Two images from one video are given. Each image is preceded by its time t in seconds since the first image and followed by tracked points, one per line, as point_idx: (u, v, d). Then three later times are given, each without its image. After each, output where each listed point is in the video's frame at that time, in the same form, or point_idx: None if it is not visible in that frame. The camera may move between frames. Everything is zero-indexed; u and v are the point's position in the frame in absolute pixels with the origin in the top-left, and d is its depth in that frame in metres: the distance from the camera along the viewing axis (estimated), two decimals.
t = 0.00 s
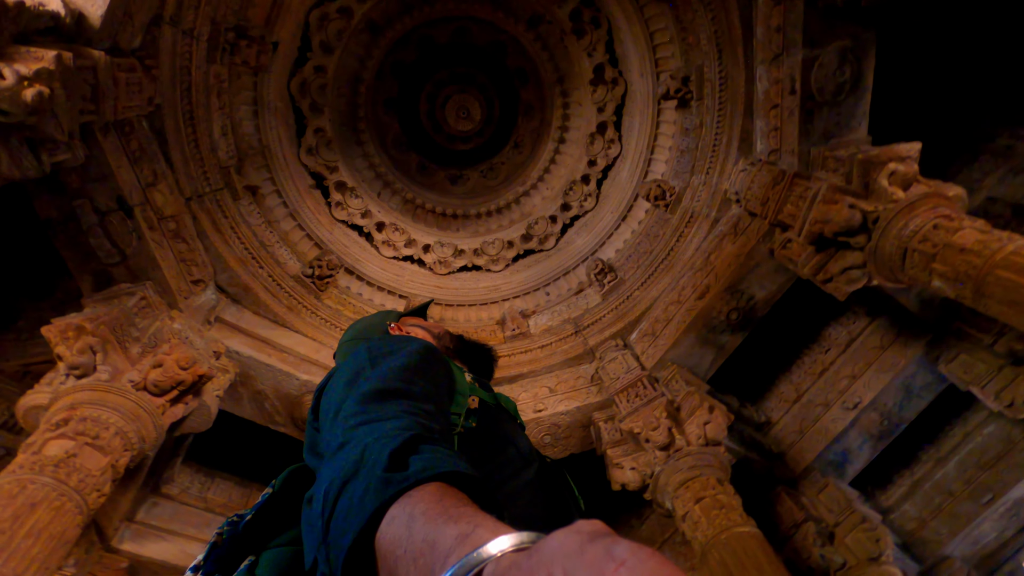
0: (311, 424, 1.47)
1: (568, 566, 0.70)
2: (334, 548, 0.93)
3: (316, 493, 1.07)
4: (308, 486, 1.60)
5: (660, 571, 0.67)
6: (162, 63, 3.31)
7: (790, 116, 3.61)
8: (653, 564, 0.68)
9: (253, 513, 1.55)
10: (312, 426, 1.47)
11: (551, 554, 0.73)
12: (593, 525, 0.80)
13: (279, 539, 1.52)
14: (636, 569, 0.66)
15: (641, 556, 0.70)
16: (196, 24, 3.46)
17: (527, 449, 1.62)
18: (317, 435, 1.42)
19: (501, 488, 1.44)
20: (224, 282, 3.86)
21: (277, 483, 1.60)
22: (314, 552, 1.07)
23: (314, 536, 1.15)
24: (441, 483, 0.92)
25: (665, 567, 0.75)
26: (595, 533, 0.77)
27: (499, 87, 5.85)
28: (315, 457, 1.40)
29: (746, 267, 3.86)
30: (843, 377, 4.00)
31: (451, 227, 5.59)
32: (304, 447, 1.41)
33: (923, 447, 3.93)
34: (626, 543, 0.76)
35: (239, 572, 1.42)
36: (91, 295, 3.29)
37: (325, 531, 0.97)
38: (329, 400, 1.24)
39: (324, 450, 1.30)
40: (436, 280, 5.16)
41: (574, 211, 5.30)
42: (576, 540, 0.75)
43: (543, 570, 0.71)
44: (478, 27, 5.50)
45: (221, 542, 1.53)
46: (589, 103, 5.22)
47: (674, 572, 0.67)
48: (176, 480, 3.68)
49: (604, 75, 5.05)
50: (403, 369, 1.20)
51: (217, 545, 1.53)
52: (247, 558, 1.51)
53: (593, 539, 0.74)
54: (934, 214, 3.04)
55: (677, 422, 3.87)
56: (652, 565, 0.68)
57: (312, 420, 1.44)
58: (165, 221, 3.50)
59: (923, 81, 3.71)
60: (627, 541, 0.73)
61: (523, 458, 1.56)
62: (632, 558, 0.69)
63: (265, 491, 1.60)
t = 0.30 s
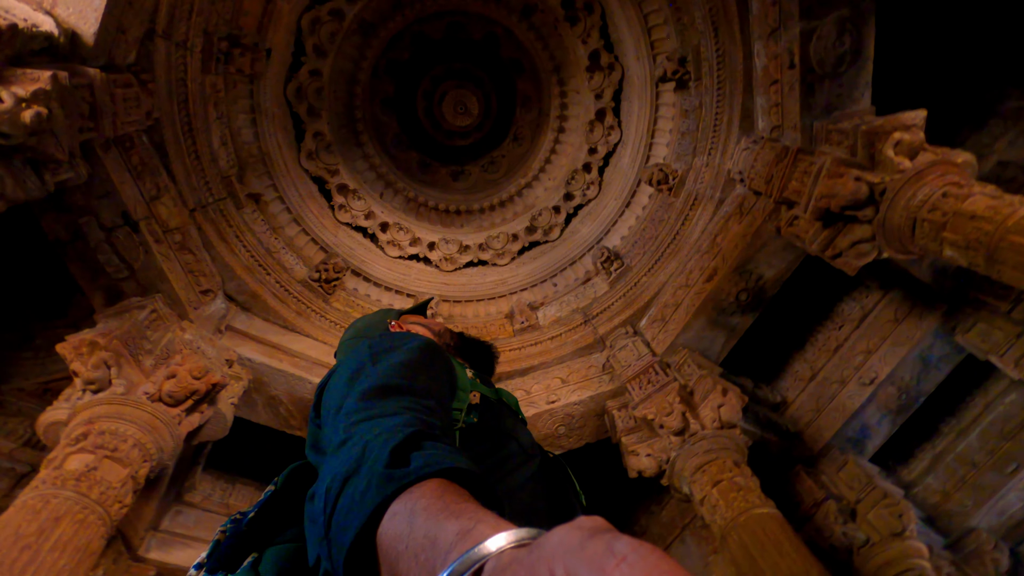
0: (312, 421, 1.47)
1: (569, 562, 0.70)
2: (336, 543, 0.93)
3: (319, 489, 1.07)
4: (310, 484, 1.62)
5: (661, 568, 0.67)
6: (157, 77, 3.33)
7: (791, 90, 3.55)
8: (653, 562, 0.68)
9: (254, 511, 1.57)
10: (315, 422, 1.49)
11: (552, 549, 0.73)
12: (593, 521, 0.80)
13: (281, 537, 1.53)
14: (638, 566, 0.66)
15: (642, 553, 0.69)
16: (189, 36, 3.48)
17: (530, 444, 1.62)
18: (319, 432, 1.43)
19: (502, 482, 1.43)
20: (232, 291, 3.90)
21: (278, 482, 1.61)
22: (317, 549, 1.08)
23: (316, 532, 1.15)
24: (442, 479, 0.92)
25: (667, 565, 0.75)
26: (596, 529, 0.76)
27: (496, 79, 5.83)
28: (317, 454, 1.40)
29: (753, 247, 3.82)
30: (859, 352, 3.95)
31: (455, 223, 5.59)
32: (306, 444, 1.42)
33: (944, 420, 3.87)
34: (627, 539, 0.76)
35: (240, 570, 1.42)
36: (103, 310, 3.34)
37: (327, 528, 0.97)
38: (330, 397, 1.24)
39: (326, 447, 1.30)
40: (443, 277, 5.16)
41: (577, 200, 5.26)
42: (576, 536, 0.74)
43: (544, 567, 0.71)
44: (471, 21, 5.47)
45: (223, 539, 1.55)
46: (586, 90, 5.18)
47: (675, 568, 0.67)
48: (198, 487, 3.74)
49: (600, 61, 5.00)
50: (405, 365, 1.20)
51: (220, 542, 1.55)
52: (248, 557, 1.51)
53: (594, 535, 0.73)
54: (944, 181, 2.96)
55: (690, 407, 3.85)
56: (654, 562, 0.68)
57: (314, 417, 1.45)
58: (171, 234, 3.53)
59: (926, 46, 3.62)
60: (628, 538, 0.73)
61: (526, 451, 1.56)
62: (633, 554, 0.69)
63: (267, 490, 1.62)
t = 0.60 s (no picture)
0: (308, 425, 1.48)
1: (565, 565, 0.69)
2: (333, 548, 0.93)
3: (316, 494, 1.07)
4: (307, 488, 1.61)
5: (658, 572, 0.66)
6: (155, 93, 3.36)
7: (792, 64, 3.49)
8: (651, 566, 0.67)
9: (250, 515, 1.56)
10: (311, 426, 1.49)
11: (548, 553, 0.72)
12: (590, 524, 0.80)
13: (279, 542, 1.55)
14: (635, 570, 0.66)
15: (638, 557, 0.69)
16: (183, 50, 3.50)
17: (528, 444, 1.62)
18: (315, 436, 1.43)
19: (500, 483, 1.43)
20: (242, 300, 3.96)
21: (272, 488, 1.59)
22: (314, 553, 1.08)
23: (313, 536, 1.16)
24: (439, 483, 0.92)
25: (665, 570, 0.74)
26: (592, 532, 0.76)
27: (492, 73, 5.81)
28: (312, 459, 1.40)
29: (761, 226, 3.77)
30: (875, 327, 3.89)
31: (460, 220, 5.59)
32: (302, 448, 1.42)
33: (967, 391, 3.79)
34: (623, 542, 0.75)
35: None
36: (117, 326, 3.39)
37: (324, 532, 0.97)
38: (326, 401, 1.25)
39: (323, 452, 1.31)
40: (451, 275, 5.17)
41: (580, 190, 5.23)
42: (573, 540, 0.74)
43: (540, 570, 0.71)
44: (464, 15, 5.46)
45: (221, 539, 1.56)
46: (584, 78, 5.14)
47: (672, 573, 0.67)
48: (221, 495, 3.80)
49: (596, 48, 4.96)
50: (401, 368, 1.21)
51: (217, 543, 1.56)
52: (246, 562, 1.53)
53: (590, 538, 0.73)
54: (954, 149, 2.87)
55: (705, 391, 3.82)
56: (651, 566, 0.68)
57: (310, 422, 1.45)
58: (178, 247, 3.57)
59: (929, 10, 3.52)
60: (625, 542, 0.73)
61: (524, 452, 1.56)
62: (629, 558, 0.69)
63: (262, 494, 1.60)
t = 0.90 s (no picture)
0: (305, 428, 1.48)
1: (563, 566, 0.70)
2: (332, 550, 0.93)
3: (315, 497, 1.07)
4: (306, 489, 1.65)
5: (658, 572, 0.67)
6: (158, 110, 3.40)
7: (793, 40, 3.42)
8: (650, 565, 0.68)
9: (248, 517, 1.55)
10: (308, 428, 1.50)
11: (547, 553, 0.73)
12: (589, 524, 0.80)
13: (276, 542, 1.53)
14: (634, 570, 0.66)
15: (637, 556, 0.69)
16: (183, 65, 3.53)
17: (528, 444, 1.63)
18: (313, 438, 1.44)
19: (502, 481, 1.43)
20: (256, 310, 4.01)
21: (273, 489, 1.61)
22: (314, 556, 1.08)
23: (312, 539, 1.16)
24: (439, 484, 0.92)
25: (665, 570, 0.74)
26: (591, 532, 0.76)
27: (491, 69, 5.80)
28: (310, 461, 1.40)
29: (771, 207, 3.71)
30: (893, 303, 3.81)
31: (467, 218, 5.58)
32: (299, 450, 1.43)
33: (992, 363, 3.70)
34: (622, 543, 0.76)
35: None
36: (135, 341, 3.46)
37: (324, 535, 0.98)
38: (324, 404, 1.25)
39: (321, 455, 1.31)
40: (461, 273, 5.18)
41: (586, 180, 5.20)
42: (573, 540, 0.74)
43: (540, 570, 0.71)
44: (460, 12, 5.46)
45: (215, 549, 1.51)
46: (583, 67, 5.12)
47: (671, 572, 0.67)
48: (246, 502, 3.86)
49: (594, 37, 4.93)
50: (398, 370, 1.22)
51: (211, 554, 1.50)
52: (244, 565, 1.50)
53: (590, 538, 0.73)
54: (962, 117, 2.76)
55: (721, 376, 3.78)
56: (650, 566, 0.68)
57: (307, 426, 1.45)
58: (190, 261, 3.62)
59: None
60: (624, 542, 0.73)
61: (524, 451, 1.57)
62: (629, 558, 0.69)
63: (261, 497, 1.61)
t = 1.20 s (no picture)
0: (304, 430, 1.49)
1: (562, 563, 0.69)
2: (333, 548, 0.94)
3: (314, 496, 1.08)
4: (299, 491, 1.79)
5: (656, 568, 0.66)
6: (163, 123, 3.44)
7: (797, 15, 3.35)
8: (649, 561, 0.68)
9: (244, 520, 1.70)
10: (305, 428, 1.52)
11: (545, 550, 0.72)
12: (587, 521, 0.80)
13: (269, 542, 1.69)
14: (634, 566, 0.66)
15: (636, 553, 0.69)
16: (185, 77, 3.56)
17: (527, 441, 1.65)
18: (310, 439, 1.46)
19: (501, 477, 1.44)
20: (271, 315, 4.06)
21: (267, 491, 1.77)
22: (315, 557, 1.09)
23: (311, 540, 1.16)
24: (438, 482, 0.93)
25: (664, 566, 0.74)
26: (590, 529, 0.76)
27: (491, 63, 5.79)
28: (309, 462, 1.41)
29: (781, 187, 3.65)
30: (912, 279, 3.73)
31: (474, 214, 5.57)
32: (296, 450, 1.44)
33: (1018, 334, 3.61)
34: (621, 539, 0.76)
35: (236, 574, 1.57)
36: (154, 352, 3.52)
37: (323, 534, 0.98)
38: (323, 405, 1.26)
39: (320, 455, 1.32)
40: (471, 269, 5.18)
41: (592, 170, 5.16)
42: (571, 536, 0.74)
43: (538, 568, 0.71)
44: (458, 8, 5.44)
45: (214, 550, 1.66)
46: (584, 56, 5.07)
47: (671, 569, 0.67)
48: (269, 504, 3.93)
49: (594, 24, 4.87)
50: (395, 369, 1.23)
51: (209, 554, 1.65)
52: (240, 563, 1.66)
53: (589, 535, 0.73)
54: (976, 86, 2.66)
55: (737, 361, 3.74)
56: (649, 563, 0.68)
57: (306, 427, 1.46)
58: (203, 270, 3.68)
59: None
60: (622, 538, 0.73)
61: (522, 448, 1.58)
62: (627, 554, 0.68)
63: (256, 501, 1.76)
